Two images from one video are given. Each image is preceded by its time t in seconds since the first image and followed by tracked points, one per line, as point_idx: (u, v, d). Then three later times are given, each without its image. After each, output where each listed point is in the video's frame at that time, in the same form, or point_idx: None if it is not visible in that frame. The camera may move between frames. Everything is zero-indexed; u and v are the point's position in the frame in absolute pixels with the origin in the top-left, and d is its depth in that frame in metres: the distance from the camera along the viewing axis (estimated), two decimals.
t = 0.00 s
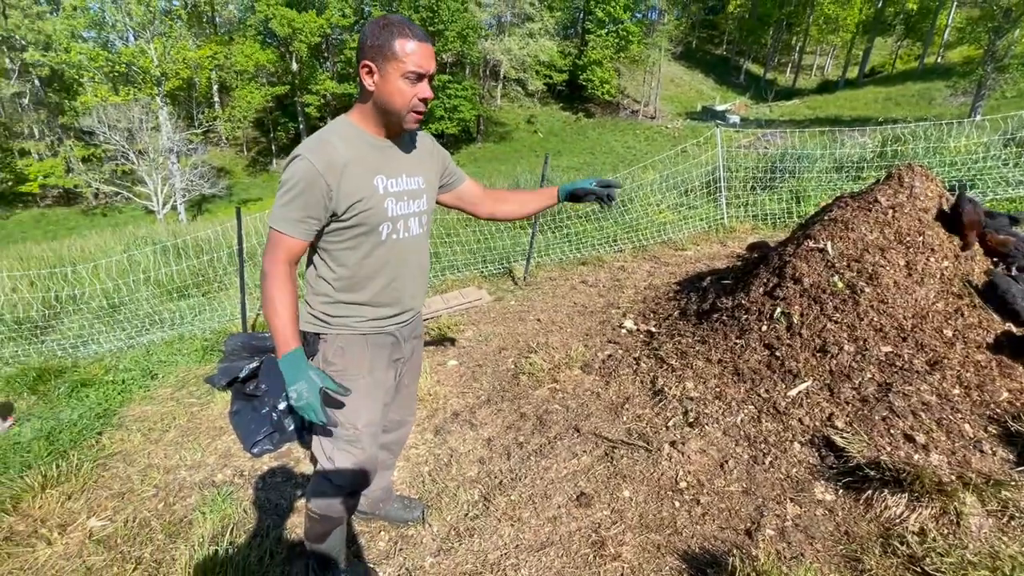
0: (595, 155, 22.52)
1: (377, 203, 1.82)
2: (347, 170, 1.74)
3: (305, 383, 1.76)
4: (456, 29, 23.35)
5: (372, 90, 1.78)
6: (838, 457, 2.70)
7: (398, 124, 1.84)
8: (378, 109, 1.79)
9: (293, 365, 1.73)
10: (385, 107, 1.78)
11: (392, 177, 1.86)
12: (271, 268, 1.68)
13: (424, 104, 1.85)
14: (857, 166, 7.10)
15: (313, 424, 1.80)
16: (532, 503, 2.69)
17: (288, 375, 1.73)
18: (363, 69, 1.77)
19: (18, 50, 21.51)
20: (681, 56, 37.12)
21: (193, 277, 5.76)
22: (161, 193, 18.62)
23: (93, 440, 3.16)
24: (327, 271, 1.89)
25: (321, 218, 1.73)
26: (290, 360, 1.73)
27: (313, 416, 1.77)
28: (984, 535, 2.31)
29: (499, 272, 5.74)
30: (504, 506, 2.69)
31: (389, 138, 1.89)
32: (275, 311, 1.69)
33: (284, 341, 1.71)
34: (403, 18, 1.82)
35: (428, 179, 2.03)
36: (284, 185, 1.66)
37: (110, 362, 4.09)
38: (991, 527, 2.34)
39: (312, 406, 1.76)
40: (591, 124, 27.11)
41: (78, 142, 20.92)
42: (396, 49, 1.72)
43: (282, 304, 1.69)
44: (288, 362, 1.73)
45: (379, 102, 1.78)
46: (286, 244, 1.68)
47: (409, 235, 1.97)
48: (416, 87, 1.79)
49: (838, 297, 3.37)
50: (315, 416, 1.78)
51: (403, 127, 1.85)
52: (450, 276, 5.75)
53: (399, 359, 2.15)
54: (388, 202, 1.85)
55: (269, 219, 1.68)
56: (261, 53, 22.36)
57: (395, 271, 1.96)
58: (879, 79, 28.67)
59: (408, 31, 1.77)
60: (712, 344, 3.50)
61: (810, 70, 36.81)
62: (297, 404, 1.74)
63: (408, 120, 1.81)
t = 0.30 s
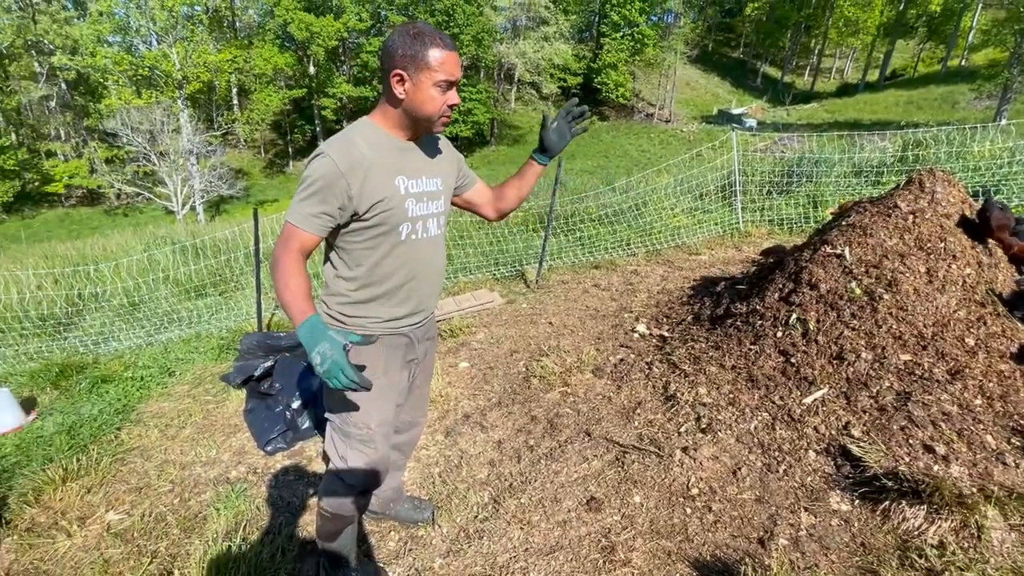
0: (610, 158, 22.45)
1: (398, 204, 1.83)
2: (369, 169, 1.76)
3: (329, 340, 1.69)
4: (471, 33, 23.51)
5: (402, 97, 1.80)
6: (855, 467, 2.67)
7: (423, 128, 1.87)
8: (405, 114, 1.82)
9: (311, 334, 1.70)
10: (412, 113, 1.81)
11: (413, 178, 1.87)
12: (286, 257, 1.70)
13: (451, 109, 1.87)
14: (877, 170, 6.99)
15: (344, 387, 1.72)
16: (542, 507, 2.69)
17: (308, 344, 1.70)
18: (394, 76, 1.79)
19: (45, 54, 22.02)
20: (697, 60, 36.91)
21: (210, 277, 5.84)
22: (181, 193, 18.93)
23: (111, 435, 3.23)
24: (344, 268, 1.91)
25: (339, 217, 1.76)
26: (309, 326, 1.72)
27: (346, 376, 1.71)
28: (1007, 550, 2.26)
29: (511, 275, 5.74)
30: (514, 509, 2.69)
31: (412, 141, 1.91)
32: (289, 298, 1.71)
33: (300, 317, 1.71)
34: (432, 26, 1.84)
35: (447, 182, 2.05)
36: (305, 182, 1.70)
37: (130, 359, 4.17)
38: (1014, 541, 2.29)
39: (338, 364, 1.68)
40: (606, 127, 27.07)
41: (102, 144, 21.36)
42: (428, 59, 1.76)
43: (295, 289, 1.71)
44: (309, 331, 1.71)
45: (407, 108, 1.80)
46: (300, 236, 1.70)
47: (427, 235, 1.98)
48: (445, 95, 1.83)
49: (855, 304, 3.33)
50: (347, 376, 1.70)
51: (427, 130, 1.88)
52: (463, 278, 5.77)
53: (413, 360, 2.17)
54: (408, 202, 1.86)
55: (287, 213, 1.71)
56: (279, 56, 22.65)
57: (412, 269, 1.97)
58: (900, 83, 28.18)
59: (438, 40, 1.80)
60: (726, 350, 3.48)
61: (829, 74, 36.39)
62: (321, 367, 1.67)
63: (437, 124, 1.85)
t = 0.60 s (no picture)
0: (617, 160, 22.44)
1: (410, 204, 1.85)
2: (381, 170, 1.77)
3: (354, 333, 1.77)
4: (479, 35, 23.65)
5: (412, 98, 1.81)
6: (863, 472, 2.65)
7: (433, 129, 1.88)
8: (416, 115, 1.83)
9: (335, 327, 1.77)
10: (424, 114, 1.82)
11: (425, 179, 1.89)
12: (301, 257, 1.73)
13: (460, 113, 1.89)
14: (888, 173, 6.91)
15: (371, 378, 1.79)
16: (547, 509, 2.69)
17: (332, 337, 1.76)
18: (404, 77, 1.81)
19: (60, 56, 22.31)
20: (705, 62, 36.82)
21: (220, 277, 5.90)
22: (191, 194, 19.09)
23: (121, 432, 3.27)
24: (355, 268, 1.93)
25: (352, 219, 1.77)
26: (332, 320, 1.77)
27: (369, 369, 1.78)
28: (1019, 559, 2.24)
29: (517, 276, 5.75)
30: (518, 511, 2.69)
31: (422, 143, 1.93)
32: (307, 296, 1.75)
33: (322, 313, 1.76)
34: (445, 29, 1.85)
35: (456, 183, 2.06)
36: (318, 183, 1.71)
37: (139, 357, 4.21)
38: None
39: (366, 354, 1.76)
40: (614, 129, 27.04)
41: (115, 145, 21.60)
42: (439, 60, 1.76)
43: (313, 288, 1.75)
44: (331, 323, 1.76)
45: (419, 109, 1.82)
46: (313, 236, 1.73)
47: (437, 235, 2.00)
48: (455, 97, 1.83)
49: (865, 308, 3.31)
50: (373, 367, 1.78)
51: (436, 132, 1.89)
52: (469, 279, 5.78)
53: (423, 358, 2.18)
54: (420, 203, 1.88)
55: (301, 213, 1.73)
56: (289, 58, 22.82)
57: (423, 269, 1.99)
58: (912, 85, 27.90)
59: (451, 42, 1.81)
60: (734, 353, 3.46)
61: (839, 76, 36.17)
62: (349, 357, 1.76)
63: (444, 127, 1.87)
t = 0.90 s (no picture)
0: (621, 162, 22.42)
1: (415, 206, 1.86)
2: (389, 169, 1.78)
3: (371, 291, 1.70)
4: (484, 37, 23.71)
5: (420, 102, 1.82)
6: (868, 476, 2.64)
7: (440, 133, 1.89)
8: (424, 120, 1.84)
9: (351, 295, 1.70)
10: (432, 119, 1.83)
11: (431, 182, 1.90)
12: (309, 248, 1.73)
13: (467, 117, 1.89)
14: (893, 175, 6.88)
15: (386, 333, 1.69)
16: (549, 510, 2.69)
17: (349, 303, 1.70)
18: (413, 83, 1.82)
19: (67, 58, 22.41)
20: (709, 63, 36.75)
21: (224, 277, 5.93)
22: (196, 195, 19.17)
23: (125, 432, 3.28)
24: (360, 268, 1.94)
25: (358, 218, 1.79)
26: (347, 289, 1.71)
27: (387, 319, 1.68)
28: None
29: (521, 278, 5.76)
30: (521, 512, 2.69)
31: (430, 147, 1.93)
32: (318, 278, 1.73)
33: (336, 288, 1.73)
34: (453, 34, 1.86)
35: (462, 188, 2.07)
36: (325, 182, 1.73)
37: (144, 357, 4.22)
38: None
39: (384, 305, 1.69)
40: (617, 131, 27.02)
41: (121, 146, 21.70)
42: (447, 66, 1.77)
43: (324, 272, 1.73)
44: (346, 292, 1.71)
45: (426, 113, 1.82)
46: (320, 233, 1.75)
47: (442, 237, 2.00)
48: (462, 103, 1.84)
49: (870, 310, 3.30)
50: (390, 317, 1.69)
51: (443, 136, 1.90)
52: (473, 280, 5.79)
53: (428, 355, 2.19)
54: (425, 205, 1.89)
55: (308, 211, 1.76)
56: (294, 60, 22.86)
57: (428, 266, 2.00)
58: (917, 87, 27.77)
59: (459, 48, 1.81)
60: (738, 356, 3.46)
61: (843, 78, 36.07)
62: (367, 312, 1.68)
63: (449, 132, 1.87)
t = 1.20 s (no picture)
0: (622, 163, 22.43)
1: (417, 209, 1.85)
2: (390, 173, 1.78)
3: (380, 288, 1.68)
4: (484, 39, 23.76)
5: (422, 105, 1.82)
6: (870, 478, 2.64)
7: (441, 135, 1.89)
8: (426, 122, 1.84)
9: (359, 294, 1.69)
10: (434, 121, 1.83)
11: (432, 184, 1.90)
12: (314, 254, 1.74)
13: (469, 119, 1.90)
14: (894, 177, 6.87)
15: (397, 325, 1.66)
16: (551, 512, 2.68)
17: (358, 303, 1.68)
18: (415, 85, 1.82)
19: (69, 59, 22.47)
20: (710, 65, 36.80)
21: (225, 278, 5.94)
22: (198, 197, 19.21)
23: (127, 433, 3.28)
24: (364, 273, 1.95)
25: (360, 224, 1.79)
26: (355, 289, 1.70)
27: (396, 313, 1.65)
28: None
29: (521, 279, 5.76)
30: (522, 514, 2.69)
31: (431, 150, 1.93)
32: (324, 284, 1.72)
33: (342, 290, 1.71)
34: (454, 35, 1.86)
35: (464, 189, 2.07)
36: (326, 189, 1.73)
37: (145, 358, 4.22)
38: None
39: (394, 298, 1.66)
40: (618, 133, 27.03)
41: (123, 147, 21.74)
42: (449, 69, 1.77)
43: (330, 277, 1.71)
44: (355, 293, 1.70)
45: (429, 115, 1.82)
46: (324, 239, 1.75)
47: (446, 239, 2.00)
48: (465, 104, 1.84)
49: (871, 312, 3.29)
50: (399, 309, 1.65)
51: (445, 138, 1.90)
52: (474, 282, 5.80)
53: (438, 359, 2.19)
54: (427, 208, 1.89)
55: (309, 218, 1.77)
56: (295, 62, 22.90)
57: (434, 269, 2.00)
58: (917, 89, 27.77)
59: (461, 49, 1.81)
60: (739, 357, 3.45)
61: (844, 80, 36.10)
62: (376, 307, 1.65)
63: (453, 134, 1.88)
